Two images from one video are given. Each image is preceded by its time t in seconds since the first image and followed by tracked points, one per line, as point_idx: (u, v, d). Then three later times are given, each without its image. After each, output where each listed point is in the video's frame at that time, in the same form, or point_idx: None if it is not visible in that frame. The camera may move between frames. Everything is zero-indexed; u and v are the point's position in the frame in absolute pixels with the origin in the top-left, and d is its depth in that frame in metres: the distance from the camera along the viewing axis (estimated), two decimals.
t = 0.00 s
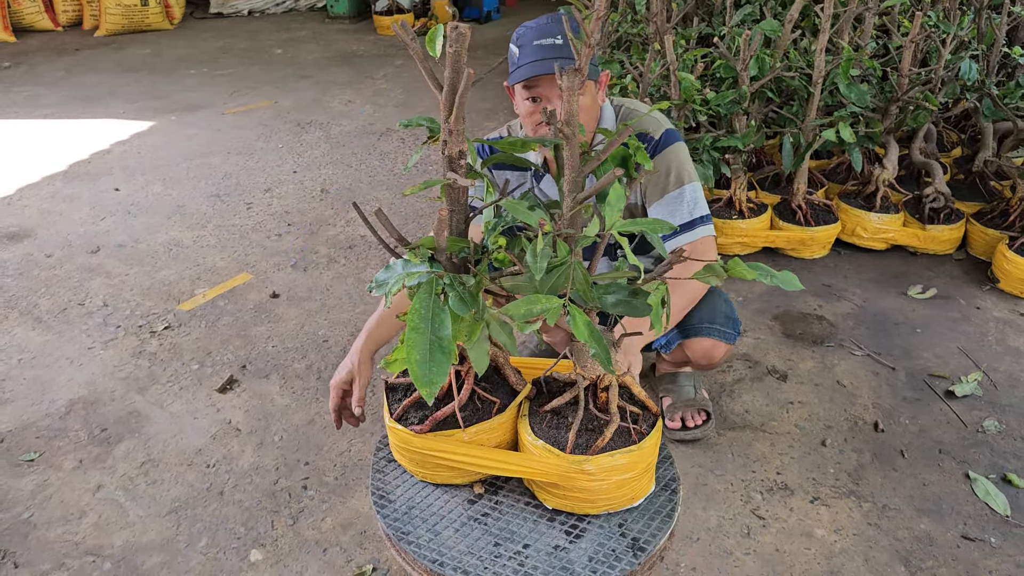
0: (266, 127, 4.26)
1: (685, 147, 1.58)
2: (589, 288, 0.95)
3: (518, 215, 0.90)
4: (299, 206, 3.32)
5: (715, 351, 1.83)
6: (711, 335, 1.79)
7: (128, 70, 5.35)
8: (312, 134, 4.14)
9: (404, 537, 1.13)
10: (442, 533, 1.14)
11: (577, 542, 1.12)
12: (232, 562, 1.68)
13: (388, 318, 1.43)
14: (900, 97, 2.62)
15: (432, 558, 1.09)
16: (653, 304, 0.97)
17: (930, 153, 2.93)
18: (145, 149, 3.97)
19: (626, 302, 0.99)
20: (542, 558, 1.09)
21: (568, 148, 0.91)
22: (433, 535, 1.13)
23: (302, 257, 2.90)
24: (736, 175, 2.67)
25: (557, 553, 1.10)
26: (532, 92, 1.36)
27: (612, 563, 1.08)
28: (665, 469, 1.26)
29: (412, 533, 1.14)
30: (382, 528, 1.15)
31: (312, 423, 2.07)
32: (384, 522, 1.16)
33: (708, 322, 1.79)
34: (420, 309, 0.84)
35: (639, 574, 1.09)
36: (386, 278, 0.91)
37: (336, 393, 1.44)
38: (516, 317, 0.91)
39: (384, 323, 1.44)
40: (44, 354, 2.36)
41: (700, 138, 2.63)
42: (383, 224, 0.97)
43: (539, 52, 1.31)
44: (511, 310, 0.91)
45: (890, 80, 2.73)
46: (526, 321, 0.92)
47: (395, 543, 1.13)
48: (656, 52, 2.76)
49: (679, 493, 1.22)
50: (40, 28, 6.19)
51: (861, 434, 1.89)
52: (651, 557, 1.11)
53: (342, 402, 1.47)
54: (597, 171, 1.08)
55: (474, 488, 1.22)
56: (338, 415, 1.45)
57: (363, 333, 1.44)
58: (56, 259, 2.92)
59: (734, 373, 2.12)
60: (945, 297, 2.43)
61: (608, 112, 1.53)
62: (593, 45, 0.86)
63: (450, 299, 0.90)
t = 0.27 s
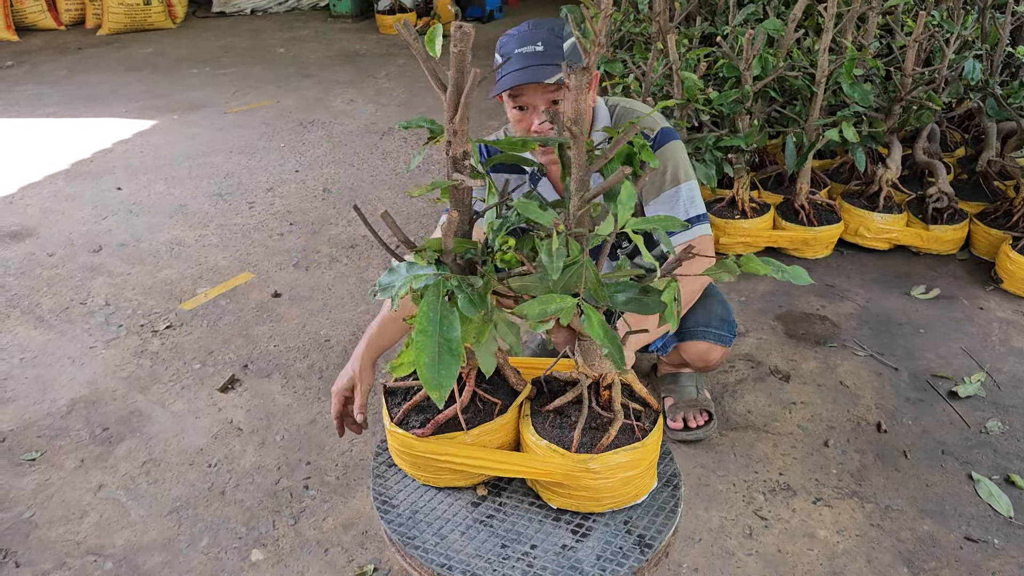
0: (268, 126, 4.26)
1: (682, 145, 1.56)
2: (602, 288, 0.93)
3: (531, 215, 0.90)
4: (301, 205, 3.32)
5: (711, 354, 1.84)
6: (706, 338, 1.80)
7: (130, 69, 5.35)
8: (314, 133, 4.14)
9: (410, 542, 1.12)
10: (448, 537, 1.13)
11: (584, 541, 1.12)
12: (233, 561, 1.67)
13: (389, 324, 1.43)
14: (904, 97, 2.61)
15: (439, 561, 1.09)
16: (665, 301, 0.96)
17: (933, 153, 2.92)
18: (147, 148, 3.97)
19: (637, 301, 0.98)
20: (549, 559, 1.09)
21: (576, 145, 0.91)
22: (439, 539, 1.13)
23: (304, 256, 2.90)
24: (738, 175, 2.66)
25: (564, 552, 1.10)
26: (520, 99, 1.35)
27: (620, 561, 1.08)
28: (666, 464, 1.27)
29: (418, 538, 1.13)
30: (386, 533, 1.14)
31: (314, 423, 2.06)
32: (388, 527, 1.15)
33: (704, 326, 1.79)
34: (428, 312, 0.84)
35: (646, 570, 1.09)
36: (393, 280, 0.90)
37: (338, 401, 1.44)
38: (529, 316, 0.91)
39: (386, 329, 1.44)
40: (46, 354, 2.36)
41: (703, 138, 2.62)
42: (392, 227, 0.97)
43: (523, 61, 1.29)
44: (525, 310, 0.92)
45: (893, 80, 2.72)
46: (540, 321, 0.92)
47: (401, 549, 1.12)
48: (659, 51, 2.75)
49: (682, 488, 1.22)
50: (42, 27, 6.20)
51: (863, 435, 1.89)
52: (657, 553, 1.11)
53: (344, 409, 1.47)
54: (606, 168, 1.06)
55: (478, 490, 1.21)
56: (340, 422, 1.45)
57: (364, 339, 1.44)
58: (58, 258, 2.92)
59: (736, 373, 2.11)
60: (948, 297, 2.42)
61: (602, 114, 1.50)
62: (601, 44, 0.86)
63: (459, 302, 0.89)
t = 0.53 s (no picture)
0: (269, 125, 4.25)
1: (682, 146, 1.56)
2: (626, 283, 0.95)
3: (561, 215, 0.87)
4: (302, 205, 3.31)
5: (706, 355, 1.85)
6: (700, 338, 1.81)
7: (132, 68, 5.36)
8: (315, 132, 4.14)
9: (425, 556, 1.10)
10: (463, 546, 1.11)
11: (597, 535, 1.12)
12: (232, 561, 1.67)
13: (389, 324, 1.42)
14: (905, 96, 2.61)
15: (458, 572, 1.07)
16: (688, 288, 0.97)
17: (935, 152, 2.91)
18: (148, 147, 3.97)
19: (656, 292, 0.99)
20: (567, 556, 1.09)
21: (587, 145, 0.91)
22: (454, 549, 1.11)
23: (304, 255, 2.89)
24: (739, 174, 2.66)
25: (580, 548, 1.10)
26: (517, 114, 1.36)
27: (636, 549, 1.09)
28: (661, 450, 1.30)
29: (432, 550, 1.11)
30: (397, 549, 1.12)
31: (314, 422, 2.06)
32: (397, 543, 1.12)
33: (698, 326, 1.80)
34: (450, 322, 0.82)
35: (660, 556, 1.11)
36: (405, 291, 0.87)
37: (338, 401, 1.44)
38: (570, 318, 0.88)
39: (386, 328, 1.43)
40: (46, 352, 2.36)
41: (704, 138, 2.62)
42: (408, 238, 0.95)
43: (515, 78, 1.29)
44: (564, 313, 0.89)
45: (895, 79, 2.71)
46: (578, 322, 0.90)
47: (415, 564, 1.10)
48: (660, 51, 2.75)
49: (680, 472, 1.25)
50: (44, 26, 6.20)
51: (864, 435, 1.88)
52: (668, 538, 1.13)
53: (346, 408, 1.47)
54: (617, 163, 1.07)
55: (483, 495, 1.20)
56: (341, 421, 1.45)
57: (364, 339, 1.44)
58: (59, 257, 2.92)
59: (736, 373, 2.11)
60: (950, 297, 2.42)
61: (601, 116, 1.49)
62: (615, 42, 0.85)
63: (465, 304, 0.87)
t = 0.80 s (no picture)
0: (270, 123, 4.25)
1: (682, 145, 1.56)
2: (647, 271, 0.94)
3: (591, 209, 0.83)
4: (302, 203, 3.31)
5: (704, 354, 1.85)
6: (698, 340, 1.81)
7: (133, 66, 5.35)
8: (315, 131, 4.13)
9: (445, 566, 1.07)
10: (480, 551, 1.09)
11: (609, 525, 1.13)
12: (231, 559, 1.67)
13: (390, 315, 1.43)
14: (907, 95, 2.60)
15: None
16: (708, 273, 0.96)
17: (936, 151, 2.91)
18: (149, 145, 3.97)
19: (675, 280, 0.97)
20: (586, 548, 1.09)
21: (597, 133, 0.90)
22: (473, 556, 1.09)
23: (304, 253, 2.89)
24: (740, 173, 2.65)
25: (597, 538, 1.11)
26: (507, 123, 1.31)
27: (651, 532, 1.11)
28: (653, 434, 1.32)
29: (451, 560, 1.08)
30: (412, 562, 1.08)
31: (313, 420, 2.06)
32: (411, 557, 1.09)
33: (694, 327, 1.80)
34: (476, 330, 0.79)
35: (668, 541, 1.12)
36: (415, 300, 0.86)
37: (335, 392, 1.44)
38: (608, 311, 0.85)
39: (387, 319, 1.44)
40: (45, 350, 2.36)
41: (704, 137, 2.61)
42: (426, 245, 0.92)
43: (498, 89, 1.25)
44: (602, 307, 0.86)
45: (896, 78, 2.71)
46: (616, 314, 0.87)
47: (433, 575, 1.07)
48: (661, 49, 2.74)
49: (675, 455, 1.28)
50: (45, 24, 6.20)
51: (864, 434, 1.88)
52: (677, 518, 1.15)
53: (343, 401, 1.47)
54: (624, 157, 1.07)
55: (489, 498, 1.19)
56: (338, 414, 1.45)
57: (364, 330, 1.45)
58: (59, 255, 2.92)
59: (737, 372, 2.10)
60: (951, 296, 2.41)
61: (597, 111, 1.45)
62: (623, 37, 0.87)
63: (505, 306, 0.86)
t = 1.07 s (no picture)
0: (270, 121, 4.25)
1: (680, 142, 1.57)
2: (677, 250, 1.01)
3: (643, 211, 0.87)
4: (302, 200, 3.31)
5: (695, 351, 1.88)
6: (687, 337, 1.84)
7: (133, 64, 5.35)
8: (316, 128, 4.13)
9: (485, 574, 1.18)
10: (513, 555, 1.21)
11: (620, 505, 1.30)
12: (229, 557, 1.67)
13: (387, 318, 1.43)
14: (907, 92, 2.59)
15: None
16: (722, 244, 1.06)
17: (937, 149, 2.90)
18: (149, 142, 3.97)
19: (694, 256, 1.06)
20: (610, 531, 1.25)
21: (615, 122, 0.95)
22: (508, 561, 1.20)
23: (304, 251, 2.89)
24: (741, 171, 2.64)
25: (615, 519, 1.27)
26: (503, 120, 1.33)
27: (660, 505, 1.30)
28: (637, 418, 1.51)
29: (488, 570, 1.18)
30: None
31: (312, 418, 2.06)
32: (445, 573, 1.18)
33: (683, 325, 1.82)
34: (524, 337, 0.81)
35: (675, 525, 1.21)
36: (444, 312, 0.85)
37: (336, 394, 1.45)
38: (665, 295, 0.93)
39: (385, 321, 1.43)
40: (44, 348, 2.36)
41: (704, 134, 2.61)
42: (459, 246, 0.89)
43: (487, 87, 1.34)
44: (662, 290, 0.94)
45: (897, 75, 2.70)
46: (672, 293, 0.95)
47: None
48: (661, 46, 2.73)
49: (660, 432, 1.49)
50: (46, 21, 6.19)
51: (864, 432, 1.87)
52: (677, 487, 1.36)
53: (343, 402, 1.49)
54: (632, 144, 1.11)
55: (503, 503, 1.30)
56: (338, 414, 1.47)
57: (361, 333, 1.44)
58: (59, 252, 2.91)
59: (737, 369, 2.10)
60: (951, 295, 2.41)
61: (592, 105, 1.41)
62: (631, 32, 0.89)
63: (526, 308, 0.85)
